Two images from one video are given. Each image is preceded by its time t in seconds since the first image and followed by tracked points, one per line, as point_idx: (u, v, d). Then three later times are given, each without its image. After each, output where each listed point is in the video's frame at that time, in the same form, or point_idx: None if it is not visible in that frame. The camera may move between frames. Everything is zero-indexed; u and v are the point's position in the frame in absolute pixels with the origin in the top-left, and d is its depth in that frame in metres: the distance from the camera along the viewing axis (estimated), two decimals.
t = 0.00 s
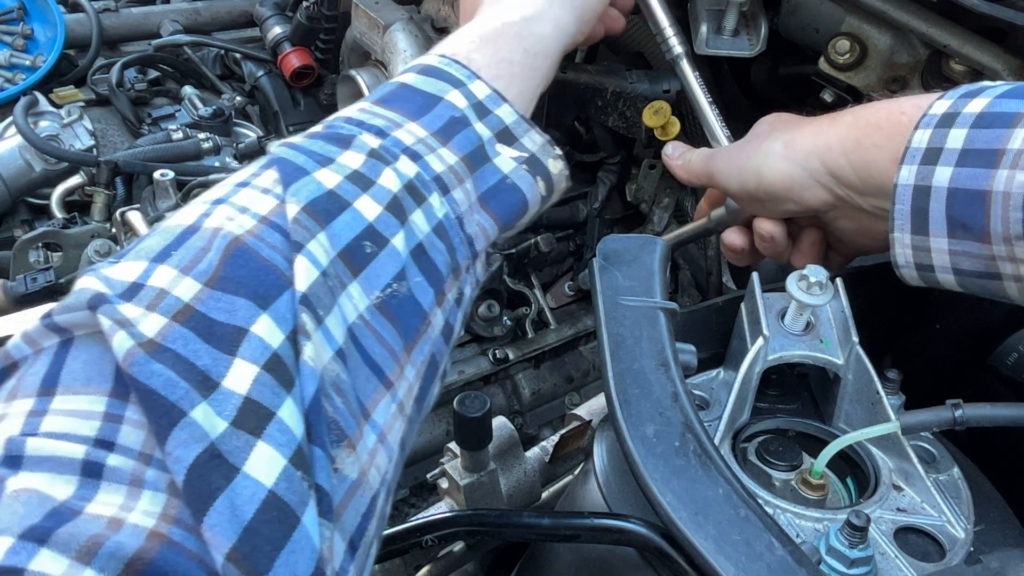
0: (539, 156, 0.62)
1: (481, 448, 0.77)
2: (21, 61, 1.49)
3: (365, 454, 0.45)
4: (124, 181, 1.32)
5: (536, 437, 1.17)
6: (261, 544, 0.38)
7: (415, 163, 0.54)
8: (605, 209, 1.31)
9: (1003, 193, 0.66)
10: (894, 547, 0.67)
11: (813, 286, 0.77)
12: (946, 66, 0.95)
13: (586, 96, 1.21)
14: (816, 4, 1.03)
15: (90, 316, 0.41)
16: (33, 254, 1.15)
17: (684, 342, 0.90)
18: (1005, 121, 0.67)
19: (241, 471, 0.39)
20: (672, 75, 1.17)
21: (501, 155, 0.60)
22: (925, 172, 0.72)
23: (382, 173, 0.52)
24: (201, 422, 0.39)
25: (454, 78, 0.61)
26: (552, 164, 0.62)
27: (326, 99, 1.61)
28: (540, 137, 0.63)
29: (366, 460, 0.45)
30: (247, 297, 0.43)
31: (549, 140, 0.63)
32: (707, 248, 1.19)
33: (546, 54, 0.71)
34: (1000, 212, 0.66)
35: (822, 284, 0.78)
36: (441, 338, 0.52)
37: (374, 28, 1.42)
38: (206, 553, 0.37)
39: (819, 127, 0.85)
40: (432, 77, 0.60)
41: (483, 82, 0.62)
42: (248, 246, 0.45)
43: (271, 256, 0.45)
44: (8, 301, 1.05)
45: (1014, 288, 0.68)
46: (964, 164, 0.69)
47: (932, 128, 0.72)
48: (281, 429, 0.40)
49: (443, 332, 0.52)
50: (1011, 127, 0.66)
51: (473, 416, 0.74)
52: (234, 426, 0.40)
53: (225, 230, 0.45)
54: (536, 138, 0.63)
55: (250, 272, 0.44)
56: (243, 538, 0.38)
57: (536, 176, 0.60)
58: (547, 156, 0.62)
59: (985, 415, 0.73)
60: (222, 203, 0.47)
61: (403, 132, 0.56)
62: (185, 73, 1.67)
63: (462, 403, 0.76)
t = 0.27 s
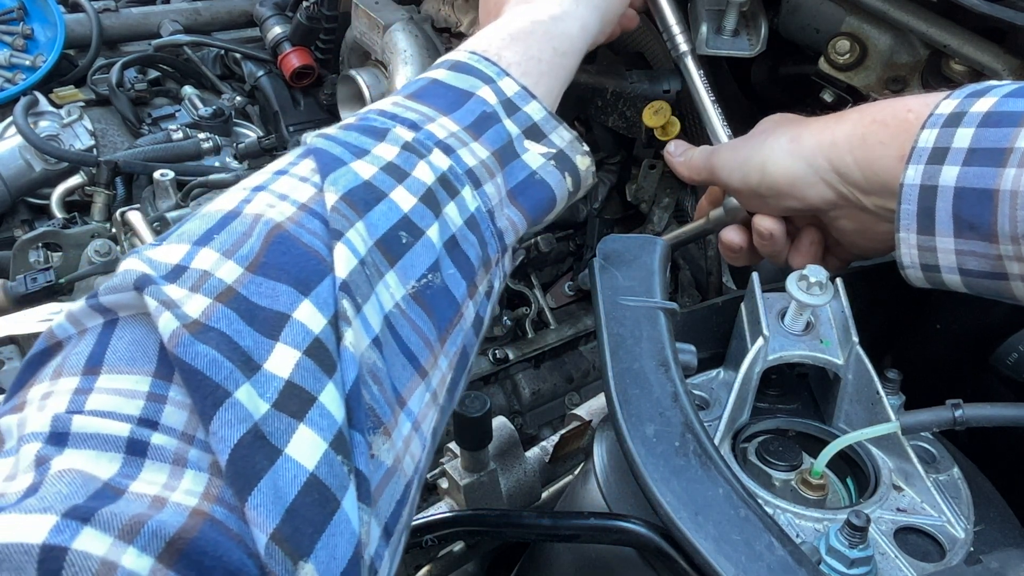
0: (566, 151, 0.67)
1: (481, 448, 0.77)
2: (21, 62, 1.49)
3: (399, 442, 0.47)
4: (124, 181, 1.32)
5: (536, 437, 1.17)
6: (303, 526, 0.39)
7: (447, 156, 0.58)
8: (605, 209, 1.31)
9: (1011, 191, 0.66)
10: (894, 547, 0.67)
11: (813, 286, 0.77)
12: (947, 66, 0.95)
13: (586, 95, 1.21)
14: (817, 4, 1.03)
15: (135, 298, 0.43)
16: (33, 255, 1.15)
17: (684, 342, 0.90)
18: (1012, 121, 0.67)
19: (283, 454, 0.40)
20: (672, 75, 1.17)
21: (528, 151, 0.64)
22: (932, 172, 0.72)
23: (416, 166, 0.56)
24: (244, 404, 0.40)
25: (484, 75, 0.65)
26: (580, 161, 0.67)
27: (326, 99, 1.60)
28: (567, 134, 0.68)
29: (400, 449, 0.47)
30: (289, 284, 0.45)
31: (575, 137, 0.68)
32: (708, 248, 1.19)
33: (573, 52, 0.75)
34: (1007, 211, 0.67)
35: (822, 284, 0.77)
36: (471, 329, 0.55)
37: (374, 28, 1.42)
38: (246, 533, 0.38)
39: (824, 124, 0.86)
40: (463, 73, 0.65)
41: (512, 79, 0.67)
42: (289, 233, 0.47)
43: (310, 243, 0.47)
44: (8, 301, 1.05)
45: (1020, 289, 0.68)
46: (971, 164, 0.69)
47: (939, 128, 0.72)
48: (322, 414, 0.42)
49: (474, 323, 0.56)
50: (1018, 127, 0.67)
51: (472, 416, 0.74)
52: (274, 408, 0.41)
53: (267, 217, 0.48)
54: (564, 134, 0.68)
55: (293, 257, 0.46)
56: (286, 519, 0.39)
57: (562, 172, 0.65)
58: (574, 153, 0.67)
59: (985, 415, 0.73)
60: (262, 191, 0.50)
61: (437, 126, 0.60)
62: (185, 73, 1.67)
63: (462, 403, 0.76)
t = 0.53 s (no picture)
0: (581, 137, 0.70)
1: (481, 448, 0.77)
2: (21, 61, 1.49)
3: (422, 427, 0.49)
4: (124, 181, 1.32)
5: (536, 437, 1.17)
6: (333, 512, 0.40)
7: (464, 142, 0.61)
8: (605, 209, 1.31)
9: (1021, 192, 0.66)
10: (894, 546, 0.67)
11: (813, 286, 0.77)
12: (946, 66, 0.95)
13: (586, 95, 1.20)
14: (816, 5, 1.03)
15: (161, 281, 0.44)
16: (33, 254, 1.15)
17: (684, 343, 0.90)
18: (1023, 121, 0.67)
19: (310, 438, 0.41)
20: (672, 75, 1.17)
21: (543, 138, 0.68)
22: (941, 172, 0.72)
23: (434, 151, 0.58)
24: (271, 386, 0.41)
25: (498, 63, 0.69)
26: (596, 146, 0.71)
27: (326, 99, 1.60)
28: (582, 120, 0.71)
29: (423, 433, 0.49)
30: (313, 270, 0.47)
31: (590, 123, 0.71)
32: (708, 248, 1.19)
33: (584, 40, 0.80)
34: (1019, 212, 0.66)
35: (822, 284, 0.77)
36: (489, 312, 0.58)
37: (374, 28, 1.42)
38: (275, 517, 0.39)
39: (828, 123, 0.86)
40: (476, 61, 0.68)
41: (525, 66, 0.71)
42: (310, 218, 0.49)
43: (333, 226, 0.50)
44: (8, 301, 1.05)
45: None
46: (981, 164, 0.69)
47: (947, 129, 0.72)
48: (348, 400, 0.43)
49: (491, 306, 0.58)
50: None
51: (473, 416, 0.74)
52: (299, 394, 0.42)
53: (288, 202, 0.50)
54: (579, 120, 0.71)
55: (314, 242, 0.48)
56: (315, 505, 0.40)
57: (578, 157, 0.69)
58: (589, 139, 0.71)
59: (985, 415, 0.73)
60: (284, 177, 0.53)
61: (453, 112, 0.63)
62: (185, 73, 1.68)
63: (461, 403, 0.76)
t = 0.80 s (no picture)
0: (530, 171, 0.60)
1: (481, 448, 0.77)
2: (21, 61, 1.49)
3: (340, 484, 0.42)
4: (124, 181, 1.32)
5: (536, 437, 1.17)
6: None
7: (399, 181, 0.52)
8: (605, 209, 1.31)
9: None
10: (894, 546, 0.67)
11: (813, 286, 0.77)
12: (946, 66, 0.94)
13: (586, 95, 1.22)
14: (816, 5, 1.03)
15: (57, 345, 0.39)
16: (33, 254, 1.15)
17: (684, 343, 0.90)
18: None
19: (206, 509, 0.37)
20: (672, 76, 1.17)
21: (490, 171, 0.58)
22: (944, 185, 0.71)
23: (365, 191, 0.50)
24: (172, 451, 0.37)
25: (441, 94, 0.60)
26: (544, 181, 0.61)
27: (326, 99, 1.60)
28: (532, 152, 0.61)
29: (340, 491, 0.42)
30: (220, 325, 0.40)
31: (540, 156, 0.62)
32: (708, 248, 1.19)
33: (541, 67, 0.72)
34: None
35: (822, 284, 0.77)
36: (424, 363, 0.49)
37: (374, 28, 1.42)
38: None
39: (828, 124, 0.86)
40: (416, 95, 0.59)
41: (471, 99, 0.62)
42: (223, 268, 0.42)
43: (247, 276, 0.43)
44: (8, 301, 1.05)
45: None
46: (985, 176, 0.68)
47: (949, 140, 0.71)
48: (249, 465, 0.38)
49: (427, 355, 0.49)
50: None
51: (473, 416, 0.74)
52: (200, 462, 0.37)
53: (198, 254, 0.43)
54: (526, 153, 0.61)
55: (221, 296, 0.41)
56: None
57: (526, 193, 0.59)
58: (537, 172, 0.61)
59: (984, 415, 0.74)
60: (198, 224, 0.46)
61: (389, 149, 0.54)
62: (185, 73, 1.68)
63: (462, 403, 0.75)
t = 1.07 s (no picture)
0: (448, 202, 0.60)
1: (481, 448, 0.77)
2: (21, 61, 1.49)
3: (236, 547, 0.43)
4: (124, 181, 1.32)
5: (536, 437, 1.17)
6: None
7: (308, 214, 0.52)
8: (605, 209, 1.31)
9: None
10: (894, 546, 0.67)
11: (813, 286, 0.77)
12: (946, 66, 0.94)
13: (586, 95, 1.22)
14: (816, 5, 1.03)
15: None
16: (33, 254, 1.15)
17: (684, 343, 0.90)
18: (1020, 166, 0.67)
19: None
20: (672, 76, 1.18)
21: (410, 198, 0.58)
22: (942, 216, 0.71)
23: (268, 227, 0.50)
24: (33, 525, 0.37)
25: (358, 118, 0.60)
26: (464, 212, 0.60)
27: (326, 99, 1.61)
28: (451, 182, 0.61)
29: (237, 556, 0.43)
30: (95, 378, 0.40)
31: (460, 184, 0.61)
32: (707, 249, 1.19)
33: (463, 95, 0.71)
34: None
35: (822, 284, 0.77)
36: (335, 408, 0.50)
37: (374, 28, 1.42)
38: None
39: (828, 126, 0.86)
40: (331, 119, 0.59)
41: (390, 121, 0.61)
42: (104, 315, 0.42)
43: (129, 325, 0.42)
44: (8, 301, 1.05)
45: None
46: (981, 209, 0.68)
47: (943, 170, 0.72)
48: (125, 537, 0.38)
49: (338, 399, 0.50)
50: None
51: (472, 416, 0.74)
52: (70, 534, 0.38)
53: (78, 299, 0.43)
54: (447, 181, 0.61)
55: (102, 345, 0.41)
56: None
57: (446, 224, 0.59)
58: (457, 201, 0.60)
59: (985, 415, 0.74)
60: (83, 267, 0.46)
61: (298, 179, 0.54)
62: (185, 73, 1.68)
63: (462, 403, 0.76)
